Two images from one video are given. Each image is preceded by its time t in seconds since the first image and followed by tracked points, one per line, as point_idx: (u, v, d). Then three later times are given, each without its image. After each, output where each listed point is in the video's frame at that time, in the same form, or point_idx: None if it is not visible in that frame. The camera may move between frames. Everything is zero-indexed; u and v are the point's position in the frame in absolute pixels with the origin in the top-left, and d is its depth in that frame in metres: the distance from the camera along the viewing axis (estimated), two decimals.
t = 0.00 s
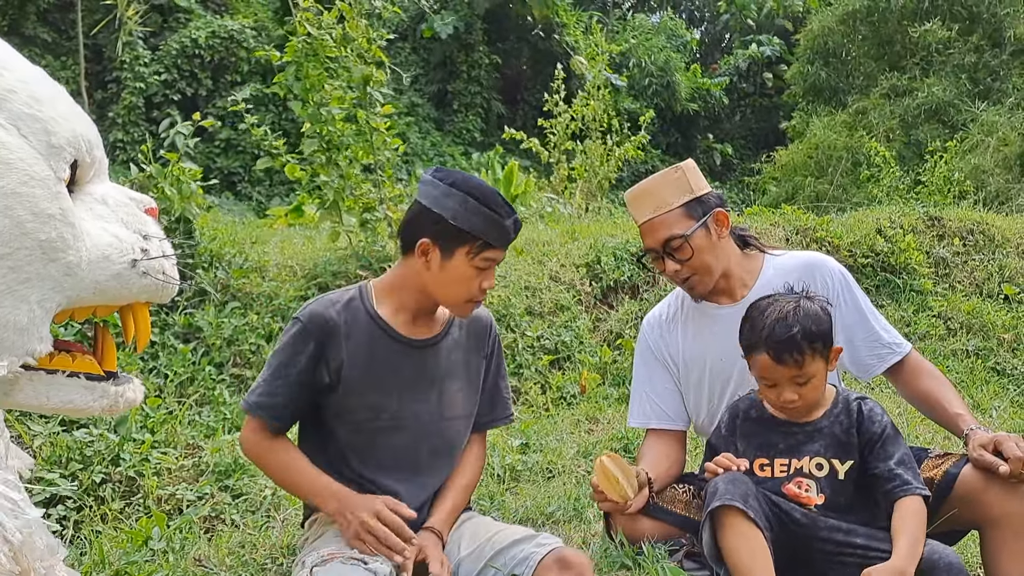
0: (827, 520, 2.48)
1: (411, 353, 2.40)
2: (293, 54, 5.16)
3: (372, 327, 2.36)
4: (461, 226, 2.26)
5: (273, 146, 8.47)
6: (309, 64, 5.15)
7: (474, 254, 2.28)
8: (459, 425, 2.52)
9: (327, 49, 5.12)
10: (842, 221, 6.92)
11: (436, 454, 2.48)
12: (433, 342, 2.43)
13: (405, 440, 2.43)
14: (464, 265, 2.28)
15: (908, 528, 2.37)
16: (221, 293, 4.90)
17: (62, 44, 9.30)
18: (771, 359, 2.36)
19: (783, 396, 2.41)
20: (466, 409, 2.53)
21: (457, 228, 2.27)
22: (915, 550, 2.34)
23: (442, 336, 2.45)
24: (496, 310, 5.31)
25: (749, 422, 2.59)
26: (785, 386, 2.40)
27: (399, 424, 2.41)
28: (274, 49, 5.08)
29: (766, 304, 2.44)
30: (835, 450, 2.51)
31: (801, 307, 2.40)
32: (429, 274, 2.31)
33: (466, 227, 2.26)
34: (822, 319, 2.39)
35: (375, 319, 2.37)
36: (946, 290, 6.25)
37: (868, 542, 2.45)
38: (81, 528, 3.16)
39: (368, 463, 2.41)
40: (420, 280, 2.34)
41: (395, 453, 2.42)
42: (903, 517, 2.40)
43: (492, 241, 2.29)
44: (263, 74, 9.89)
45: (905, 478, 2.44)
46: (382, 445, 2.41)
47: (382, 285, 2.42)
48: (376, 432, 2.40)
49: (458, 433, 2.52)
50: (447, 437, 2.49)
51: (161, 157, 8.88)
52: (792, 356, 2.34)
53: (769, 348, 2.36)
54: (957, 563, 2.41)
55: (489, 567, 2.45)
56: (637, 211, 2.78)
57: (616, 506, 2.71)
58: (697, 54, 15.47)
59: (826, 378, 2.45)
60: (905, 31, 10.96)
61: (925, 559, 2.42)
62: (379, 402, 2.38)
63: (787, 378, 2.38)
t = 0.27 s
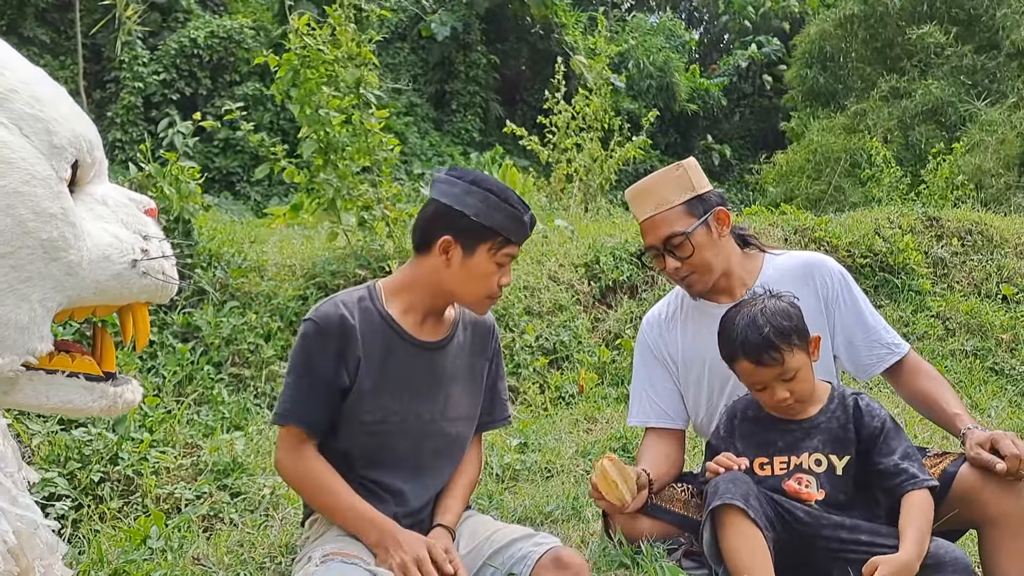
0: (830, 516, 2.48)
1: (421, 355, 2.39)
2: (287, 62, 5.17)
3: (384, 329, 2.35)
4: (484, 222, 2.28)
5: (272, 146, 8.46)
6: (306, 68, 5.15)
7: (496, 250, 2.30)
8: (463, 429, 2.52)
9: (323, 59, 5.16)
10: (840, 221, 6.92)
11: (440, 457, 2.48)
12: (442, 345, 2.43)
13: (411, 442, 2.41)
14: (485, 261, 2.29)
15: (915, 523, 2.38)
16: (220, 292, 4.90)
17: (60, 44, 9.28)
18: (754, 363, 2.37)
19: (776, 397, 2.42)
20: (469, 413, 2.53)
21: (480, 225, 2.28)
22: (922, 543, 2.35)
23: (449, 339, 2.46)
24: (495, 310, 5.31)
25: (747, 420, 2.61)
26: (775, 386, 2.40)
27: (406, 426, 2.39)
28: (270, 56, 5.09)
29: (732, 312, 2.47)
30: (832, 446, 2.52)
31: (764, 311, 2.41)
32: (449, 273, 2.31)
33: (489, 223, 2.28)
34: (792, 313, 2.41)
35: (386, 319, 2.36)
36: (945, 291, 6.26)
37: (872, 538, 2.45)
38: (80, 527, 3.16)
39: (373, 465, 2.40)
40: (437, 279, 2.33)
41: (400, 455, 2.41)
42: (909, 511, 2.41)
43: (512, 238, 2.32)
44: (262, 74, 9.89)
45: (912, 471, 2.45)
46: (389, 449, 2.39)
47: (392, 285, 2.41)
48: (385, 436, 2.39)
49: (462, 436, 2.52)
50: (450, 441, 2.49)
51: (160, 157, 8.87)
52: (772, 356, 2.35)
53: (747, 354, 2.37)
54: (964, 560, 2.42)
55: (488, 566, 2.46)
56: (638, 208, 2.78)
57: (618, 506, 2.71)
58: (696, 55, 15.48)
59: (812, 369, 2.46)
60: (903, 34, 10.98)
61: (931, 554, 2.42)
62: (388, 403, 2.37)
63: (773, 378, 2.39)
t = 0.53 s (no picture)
0: (826, 515, 2.47)
1: (424, 355, 2.38)
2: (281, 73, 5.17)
3: (388, 328, 2.35)
4: (497, 225, 2.28)
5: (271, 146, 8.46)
6: (300, 79, 5.14)
7: (505, 254, 2.30)
8: (465, 432, 2.51)
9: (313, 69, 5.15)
10: (839, 221, 6.92)
11: (440, 459, 2.47)
12: (446, 347, 2.43)
13: (411, 442, 2.41)
14: (494, 263, 2.29)
15: (910, 523, 2.37)
16: (218, 292, 4.89)
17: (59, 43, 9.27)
18: (745, 361, 2.37)
19: (770, 394, 2.42)
20: (471, 417, 2.52)
21: (493, 227, 2.29)
22: (917, 543, 2.34)
23: (454, 341, 2.45)
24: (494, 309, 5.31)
25: (742, 421, 2.61)
26: (767, 384, 2.40)
27: (406, 427, 2.39)
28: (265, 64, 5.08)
29: (724, 312, 2.47)
30: (827, 445, 2.52)
31: (750, 311, 2.40)
32: (457, 272, 2.31)
33: (502, 226, 2.29)
34: (783, 311, 2.41)
35: (392, 318, 2.36)
36: (944, 291, 6.26)
37: (868, 539, 2.44)
38: (78, 527, 3.15)
39: (372, 464, 2.39)
40: (445, 279, 2.33)
41: (400, 455, 2.40)
42: (902, 511, 2.41)
43: (522, 243, 2.32)
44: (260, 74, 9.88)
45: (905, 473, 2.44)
46: (388, 449, 2.39)
47: (401, 284, 2.41)
48: (386, 435, 2.38)
49: (463, 440, 2.51)
50: (450, 443, 2.48)
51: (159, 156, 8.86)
52: (762, 353, 2.35)
53: (739, 353, 2.37)
54: (961, 561, 2.41)
55: (487, 566, 2.45)
56: (648, 206, 2.78)
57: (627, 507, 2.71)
58: (695, 55, 15.48)
59: (803, 367, 2.46)
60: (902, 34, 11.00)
61: (927, 555, 2.42)
62: (389, 402, 2.36)
63: (765, 376, 2.39)
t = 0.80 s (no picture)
0: (826, 514, 2.48)
1: (425, 354, 2.38)
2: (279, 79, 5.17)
3: (390, 326, 2.36)
4: (499, 223, 2.28)
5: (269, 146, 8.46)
6: (298, 85, 5.14)
7: (508, 252, 2.29)
8: (466, 432, 2.51)
9: (310, 72, 5.14)
10: (838, 222, 6.92)
11: (440, 458, 2.46)
12: (448, 346, 2.43)
13: (409, 441, 2.40)
14: (496, 262, 2.29)
15: (910, 523, 2.37)
16: (217, 291, 4.89)
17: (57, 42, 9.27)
18: (745, 360, 2.37)
19: (769, 393, 2.42)
20: (471, 417, 2.52)
21: (496, 226, 2.29)
22: (916, 543, 2.34)
23: (455, 341, 2.45)
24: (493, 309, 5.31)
25: (742, 420, 2.61)
26: (766, 383, 2.40)
27: (405, 425, 2.38)
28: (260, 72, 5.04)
29: (725, 311, 2.47)
30: (827, 445, 2.52)
31: (752, 309, 2.41)
32: (459, 270, 2.31)
33: (504, 225, 2.28)
34: (782, 311, 2.41)
35: (394, 317, 2.37)
36: (942, 291, 6.26)
37: (868, 538, 2.44)
38: (76, 527, 3.15)
39: (370, 462, 2.39)
40: (448, 277, 2.33)
41: (398, 454, 2.40)
42: (902, 510, 2.41)
43: (524, 242, 2.31)
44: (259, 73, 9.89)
45: (905, 472, 2.45)
46: (389, 447, 2.39)
47: (405, 282, 2.42)
48: (387, 434, 2.38)
49: (463, 440, 2.51)
50: (449, 443, 2.47)
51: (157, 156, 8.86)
52: (763, 352, 2.35)
53: (738, 353, 2.37)
54: (961, 560, 2.41)
55: (487, 565, 2.45)
56: (654, 206, 2.78)
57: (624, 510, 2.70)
58: (694, 55, 15.50)
59: (803, 367, 2.46)
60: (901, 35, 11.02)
61: (927, 554, 2.42)
62: (388, 399, 2.36)
63: (764, 376, 2.39)
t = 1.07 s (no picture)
0: (826, 514, 2.48)
1: (420, 352, 2.39)
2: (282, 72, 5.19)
3: (383, 325, 2.36)
4: (485, 221, 2.27)
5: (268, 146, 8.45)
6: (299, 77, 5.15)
7: (495, 251, 2.28)
8: (464, 430, 2.50)
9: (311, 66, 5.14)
10: (837, 221, 6.92)
11: (438, 457, 2.45)
12: (443, 345, 2.42)
13: (407, 439, 2.40)
14: (483, 260, 2.28)
15: (909, 522, 2.37)
16: (216, 290, 4.89)
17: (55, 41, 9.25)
18: (748, 360, 2.37)
19: (772, 393, 2.43)
20: (470, 416, 2.51)
21: (482, 224, 2.28)
22: (916, 542, 2.34)
23: (451, 339, 2.44)
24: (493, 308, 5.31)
25: (742, 419, 2.61)
26: (769, 382, 2.41)
27: (402, 424, 2.39)
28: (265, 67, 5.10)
29: (727, 309, 2.47)
30: (828, 443, 2.52)
31: (756, 306, 2.41)
32: (448, 269, 2.31)
33: (490, 222, 2.27)
34: (786, 310, 2.41)
35: (388, 316, 2.37)
36: (941, 290, 6.27)
37: (867, 537, 2.44)
38: (76, 525, 3.15)
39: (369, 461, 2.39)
40: (439, 276, 2.33)
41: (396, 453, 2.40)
42: (903, 510, 2.41)
43: (513, 240, 2.29)
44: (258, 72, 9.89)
45: (905, 472, 2.45)
46: (385, 446, 2.39)
47: (399, 282, 2.42)
48: (382, 433, 2.38)
49: (462, 438, 2.50)
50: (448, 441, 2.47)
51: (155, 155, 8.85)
52: (765, 352, 2.35)
53: (742, 352, 2.37)
54: (960, 558, 2.42)
55: (487, 563, 2.45)
56: (656, 204, 2.78)
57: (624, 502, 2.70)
58: (692, 54, 15.52)
59: (805, 365, 2.47)
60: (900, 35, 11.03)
61: (927, 552, 2.42)
62: (384, 399, 2.36)
63: (768, 375, 2.40)
